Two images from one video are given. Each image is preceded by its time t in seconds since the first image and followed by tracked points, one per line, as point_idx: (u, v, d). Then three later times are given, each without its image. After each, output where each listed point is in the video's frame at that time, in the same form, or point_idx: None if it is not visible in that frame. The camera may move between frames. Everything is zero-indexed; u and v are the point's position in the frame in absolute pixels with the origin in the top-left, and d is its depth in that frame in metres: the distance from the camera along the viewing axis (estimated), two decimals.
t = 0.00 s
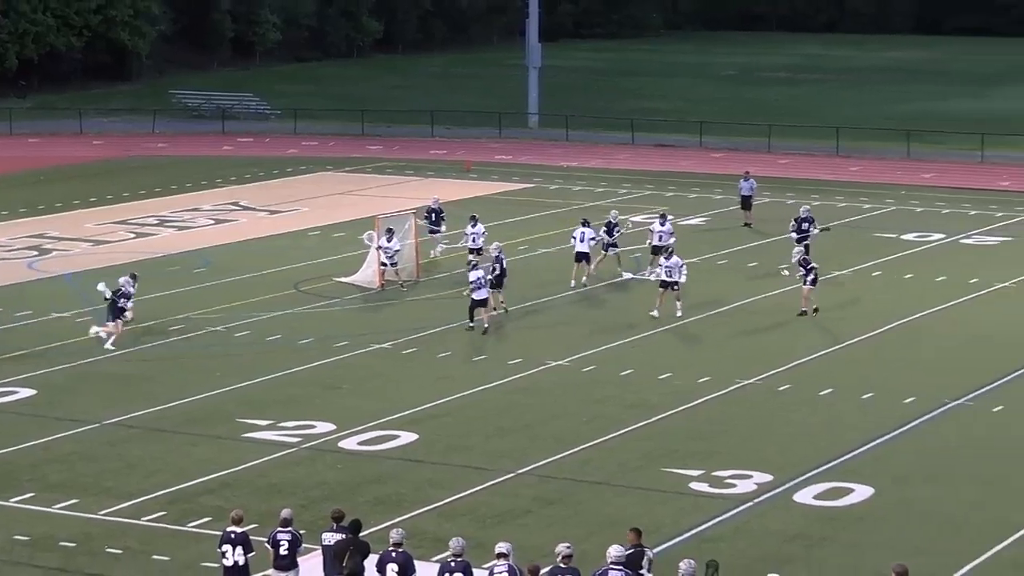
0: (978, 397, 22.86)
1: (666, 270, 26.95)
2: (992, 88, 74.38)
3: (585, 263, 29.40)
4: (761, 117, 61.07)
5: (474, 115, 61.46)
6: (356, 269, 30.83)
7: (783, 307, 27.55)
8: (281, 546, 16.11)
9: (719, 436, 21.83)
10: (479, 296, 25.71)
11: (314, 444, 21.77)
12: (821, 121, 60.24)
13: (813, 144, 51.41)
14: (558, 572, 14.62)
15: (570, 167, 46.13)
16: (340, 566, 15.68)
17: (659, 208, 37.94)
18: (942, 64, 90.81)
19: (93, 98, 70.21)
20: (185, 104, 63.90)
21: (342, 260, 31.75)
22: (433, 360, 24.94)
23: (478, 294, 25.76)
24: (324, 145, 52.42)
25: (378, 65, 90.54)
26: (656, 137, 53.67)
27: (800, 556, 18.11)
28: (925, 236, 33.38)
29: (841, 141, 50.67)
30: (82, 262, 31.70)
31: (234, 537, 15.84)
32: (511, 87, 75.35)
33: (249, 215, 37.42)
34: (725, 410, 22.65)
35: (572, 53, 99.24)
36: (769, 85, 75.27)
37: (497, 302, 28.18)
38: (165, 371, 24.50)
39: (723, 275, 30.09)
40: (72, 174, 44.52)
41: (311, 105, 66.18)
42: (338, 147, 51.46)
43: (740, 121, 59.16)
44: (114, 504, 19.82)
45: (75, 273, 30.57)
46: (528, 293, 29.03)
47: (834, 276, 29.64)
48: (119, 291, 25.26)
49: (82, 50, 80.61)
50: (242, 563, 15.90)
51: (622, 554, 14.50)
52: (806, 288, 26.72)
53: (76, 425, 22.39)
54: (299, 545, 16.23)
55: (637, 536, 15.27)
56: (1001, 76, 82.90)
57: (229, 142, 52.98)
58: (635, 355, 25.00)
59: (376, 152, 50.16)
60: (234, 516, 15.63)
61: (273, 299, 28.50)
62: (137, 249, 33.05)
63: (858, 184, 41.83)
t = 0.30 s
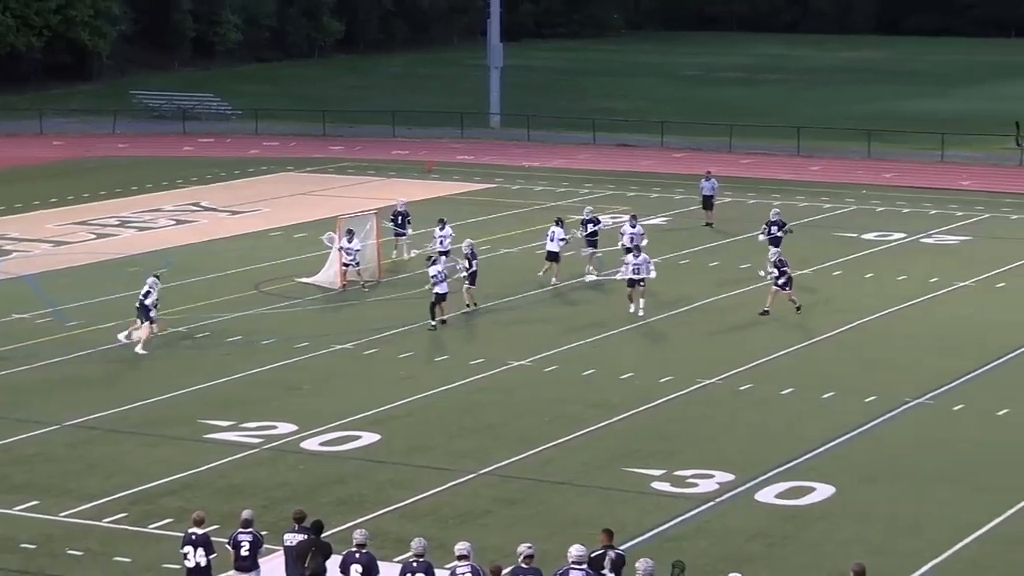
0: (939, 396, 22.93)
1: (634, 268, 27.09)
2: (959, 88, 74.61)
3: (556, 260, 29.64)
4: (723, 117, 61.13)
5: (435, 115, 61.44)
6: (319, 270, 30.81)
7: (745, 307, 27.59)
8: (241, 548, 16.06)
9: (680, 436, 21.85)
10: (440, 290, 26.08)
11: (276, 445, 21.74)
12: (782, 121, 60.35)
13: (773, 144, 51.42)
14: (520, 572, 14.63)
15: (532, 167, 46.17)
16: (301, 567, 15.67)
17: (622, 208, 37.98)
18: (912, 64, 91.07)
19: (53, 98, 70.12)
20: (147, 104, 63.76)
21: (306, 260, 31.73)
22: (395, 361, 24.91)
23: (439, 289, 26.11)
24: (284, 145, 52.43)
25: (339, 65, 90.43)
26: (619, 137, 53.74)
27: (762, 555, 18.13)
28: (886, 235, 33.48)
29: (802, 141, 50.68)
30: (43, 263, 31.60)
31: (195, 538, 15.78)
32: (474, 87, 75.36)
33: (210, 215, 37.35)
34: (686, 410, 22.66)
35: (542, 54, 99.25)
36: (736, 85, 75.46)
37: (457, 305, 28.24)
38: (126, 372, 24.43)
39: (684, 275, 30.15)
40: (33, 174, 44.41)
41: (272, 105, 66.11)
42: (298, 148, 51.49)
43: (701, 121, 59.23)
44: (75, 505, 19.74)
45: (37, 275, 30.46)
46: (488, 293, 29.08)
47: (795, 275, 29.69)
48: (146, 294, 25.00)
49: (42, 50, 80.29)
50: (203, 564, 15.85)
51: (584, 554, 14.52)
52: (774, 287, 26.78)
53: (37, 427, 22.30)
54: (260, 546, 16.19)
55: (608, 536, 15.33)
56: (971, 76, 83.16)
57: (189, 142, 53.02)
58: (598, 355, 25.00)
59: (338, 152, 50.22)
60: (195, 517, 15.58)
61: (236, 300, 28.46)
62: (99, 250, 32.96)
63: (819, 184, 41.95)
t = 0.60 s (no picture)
0: (899, 395, 23.01)
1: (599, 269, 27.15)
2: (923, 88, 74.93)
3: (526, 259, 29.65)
4: (683, 117, 61.27)
5: (395, 115, 61.46)
6: (279, 270, 30.78)
7: (706, 306, 27.64)
8: (201, 549, 16.01)
9: (641, 435, 21.88)
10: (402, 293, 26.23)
11: (236, 446, 21.69)
12: (742, 120, 60.53)
13: (732, 144, 51.51)
14: (480, 572, 14.62)
15: (492, 167, 46.23)
16: (262, 568, 15.60)
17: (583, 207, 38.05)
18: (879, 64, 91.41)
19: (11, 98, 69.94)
20: (105, 104, 63.60)
21: (269, 261, 31.69)
22: (357, 362, 24.89)
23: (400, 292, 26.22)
24: (244, 145, 52.41)
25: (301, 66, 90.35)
26: (579, 137, 53.86)
27: (723, 554, 18.16)
28: (846, 234, 33.62)
29: (762, 141, 50.71)
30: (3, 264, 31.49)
31: (155, 540, 15.73)
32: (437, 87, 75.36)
33: (170, 216, 37.25)
34: (647, 410, 22.69)
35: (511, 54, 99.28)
36: (700, 85, 75.68)
37: (417, 305, 28.30)
38: (86, 374, 24.35)
39: (644, 274, 30.20)
40: None
41: (232, 106, 66.00)
42: (258, 148, 51.49)
43: (661, 121, 59.37)
44: (35, 507, 19.68)
45: None
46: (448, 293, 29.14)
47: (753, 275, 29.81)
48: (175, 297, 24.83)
49: None
50: (163, 565, 15.81)
51: (543, 555, 14.54)
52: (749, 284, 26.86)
53: None
54: (219, 548, 16.13)
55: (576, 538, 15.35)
56: (938, 75, 83.52)
57: (148, 143, 53.01)
58: (559, 355, 25.02)
59: (297, 152, 50.27)
60: (155, 519, 15.53)
61: (197, 301, 28.41)
62: (59, 251, 32.86)
63: (778, 183, 42.09)
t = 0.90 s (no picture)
0: (867, 394, 23.06)
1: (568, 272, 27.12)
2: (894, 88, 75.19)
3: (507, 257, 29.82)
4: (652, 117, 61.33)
5: (362, 115, 61.41)
6: (246, 271, 30.73)
7: (673, 306, 27.68)
8: (168, 550, 15.93)
9: (610, 434, 21.90)
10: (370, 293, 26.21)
11: (204, 447, 21.64)
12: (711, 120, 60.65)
13: (698, 144, 51.52)
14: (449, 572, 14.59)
15: (460, 167, 46.25)
16: (230, 570, 15.56)
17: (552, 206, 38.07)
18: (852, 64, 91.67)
19: None
20: (70, 104, 63.34)
21: (237, 262, 31.64)
22: (324, 362, 24.86)
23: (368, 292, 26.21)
24: (210, 146, 52.34)
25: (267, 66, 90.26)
26: (547, 137, 53.88)
27: (692, 553, 18.18)
28: (814, 233, 33.71)
29: (729, 141, 50.73)
30: None
31: (123, 541, 15.68)
32: (406, 87, 75.28)
33: (137, 217, 37.12)
34: (615, 410, 22.70)
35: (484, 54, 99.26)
36: (670, 85, 75.83)
37: (385, 305, 28.33)
38: (54, 375, 24.27)
39: (612, 274, 30.26)
40: None
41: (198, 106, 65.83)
42: (224, 148, 51.47)
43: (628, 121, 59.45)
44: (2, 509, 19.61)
45: None
46: (417, 293, 29.18)
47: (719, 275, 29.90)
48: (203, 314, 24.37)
49: None
50: (131, 567, 15.75)
51: (512, 555, 14.52)
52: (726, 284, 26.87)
53: None
54: (186, 548, 16.04)
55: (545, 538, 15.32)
56: (911, 75, 83.84)
57: (113, 143, 52.92)
58: (527, 355, 25.03)
59: (264, 152, 50.27)
60: (122, 521, 15.47)
61: (164, 302, 28.36)
62: (25, 251, 32.76)
63: (745, 182, 42.16)
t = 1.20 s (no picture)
0: (840, 393, 23.07)
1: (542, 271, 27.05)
2: (871, 87, 75.32)
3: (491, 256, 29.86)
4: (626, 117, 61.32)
5: (336, 115, 61.32)
6: (219, 272, 30.68)
7: (647, 305, 27.69)
8: (141, 551, 15.84)
9: (583, 434, 21.90)
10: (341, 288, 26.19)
11: (177, 447, 21.60)
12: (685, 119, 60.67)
13: (672, 144, 51.44)
14: (422, 572, 14.55)
15: (434, 167, 46.22)
16: (204, 570, 15.50)
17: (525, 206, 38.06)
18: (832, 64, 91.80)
19: None
20: (42, 105, 63.14)
21: (210, 262, 31.58)
22: (298, 363, 24.83)
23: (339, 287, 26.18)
24: (183, 146, 52.24)
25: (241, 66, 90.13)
26: (521, 137, 53.84)
27: (667, 552, 18.18)
28: (787, 233, 33.74)
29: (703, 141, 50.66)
30: None
31: (96, 542, 15.63)
32: (382, 87, 75.19)
33: (110, 217, 37.03)
34: (588, 409, 22.70)
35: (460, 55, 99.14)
36: (646, 85, 75.88)
37: (360, 305, 28.32)
38: (25, 375, 24.21)
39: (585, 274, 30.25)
40: None
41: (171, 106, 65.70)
42: (198, 148, 51.41)
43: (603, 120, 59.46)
44: None
45: None
46: (390, 294, 29.16)
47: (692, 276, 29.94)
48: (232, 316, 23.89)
49: None
50: (104, 567, 15.69)
51: (486, 555, 14.49)
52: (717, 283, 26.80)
53: None
54: (159, 549, 15.97)
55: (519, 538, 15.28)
56: (890, 75, 83.98)
57: (84, 143, 52.80)
58: (502, 355, 25.02)
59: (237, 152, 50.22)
60: (96, 521, 15.41)
61: (137, 303, 28.29)
62: None
63: (717, 181, 42.18)
